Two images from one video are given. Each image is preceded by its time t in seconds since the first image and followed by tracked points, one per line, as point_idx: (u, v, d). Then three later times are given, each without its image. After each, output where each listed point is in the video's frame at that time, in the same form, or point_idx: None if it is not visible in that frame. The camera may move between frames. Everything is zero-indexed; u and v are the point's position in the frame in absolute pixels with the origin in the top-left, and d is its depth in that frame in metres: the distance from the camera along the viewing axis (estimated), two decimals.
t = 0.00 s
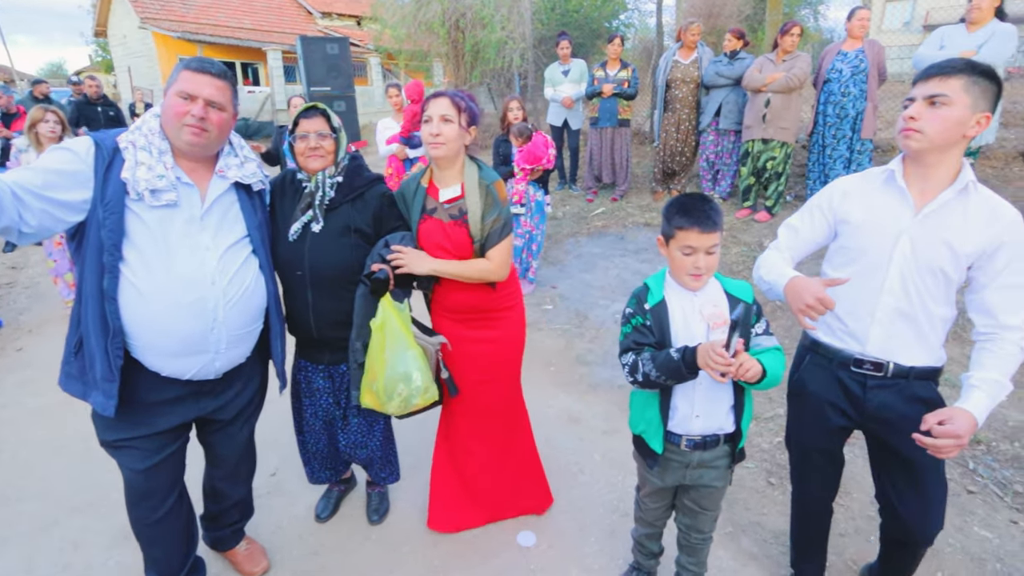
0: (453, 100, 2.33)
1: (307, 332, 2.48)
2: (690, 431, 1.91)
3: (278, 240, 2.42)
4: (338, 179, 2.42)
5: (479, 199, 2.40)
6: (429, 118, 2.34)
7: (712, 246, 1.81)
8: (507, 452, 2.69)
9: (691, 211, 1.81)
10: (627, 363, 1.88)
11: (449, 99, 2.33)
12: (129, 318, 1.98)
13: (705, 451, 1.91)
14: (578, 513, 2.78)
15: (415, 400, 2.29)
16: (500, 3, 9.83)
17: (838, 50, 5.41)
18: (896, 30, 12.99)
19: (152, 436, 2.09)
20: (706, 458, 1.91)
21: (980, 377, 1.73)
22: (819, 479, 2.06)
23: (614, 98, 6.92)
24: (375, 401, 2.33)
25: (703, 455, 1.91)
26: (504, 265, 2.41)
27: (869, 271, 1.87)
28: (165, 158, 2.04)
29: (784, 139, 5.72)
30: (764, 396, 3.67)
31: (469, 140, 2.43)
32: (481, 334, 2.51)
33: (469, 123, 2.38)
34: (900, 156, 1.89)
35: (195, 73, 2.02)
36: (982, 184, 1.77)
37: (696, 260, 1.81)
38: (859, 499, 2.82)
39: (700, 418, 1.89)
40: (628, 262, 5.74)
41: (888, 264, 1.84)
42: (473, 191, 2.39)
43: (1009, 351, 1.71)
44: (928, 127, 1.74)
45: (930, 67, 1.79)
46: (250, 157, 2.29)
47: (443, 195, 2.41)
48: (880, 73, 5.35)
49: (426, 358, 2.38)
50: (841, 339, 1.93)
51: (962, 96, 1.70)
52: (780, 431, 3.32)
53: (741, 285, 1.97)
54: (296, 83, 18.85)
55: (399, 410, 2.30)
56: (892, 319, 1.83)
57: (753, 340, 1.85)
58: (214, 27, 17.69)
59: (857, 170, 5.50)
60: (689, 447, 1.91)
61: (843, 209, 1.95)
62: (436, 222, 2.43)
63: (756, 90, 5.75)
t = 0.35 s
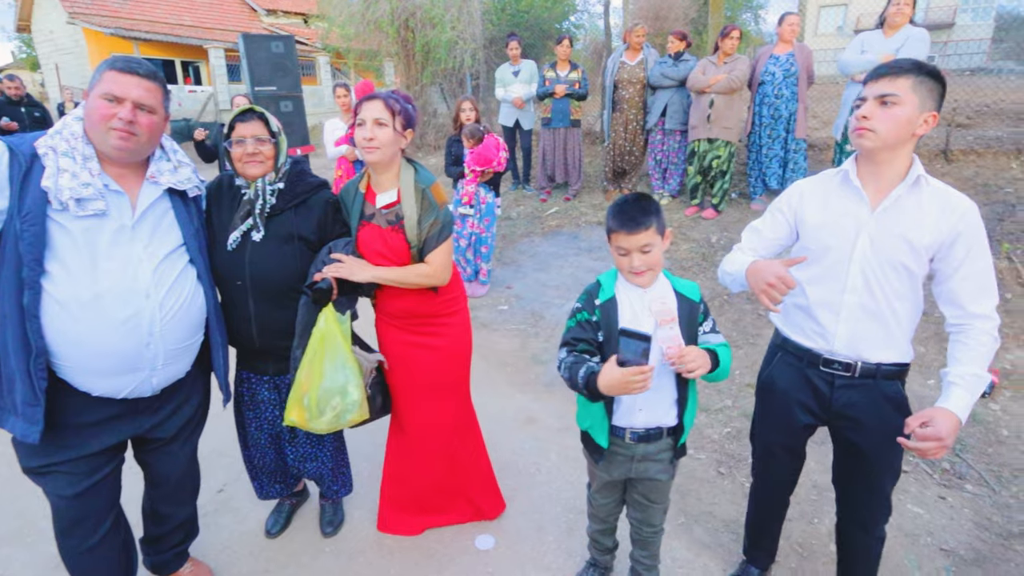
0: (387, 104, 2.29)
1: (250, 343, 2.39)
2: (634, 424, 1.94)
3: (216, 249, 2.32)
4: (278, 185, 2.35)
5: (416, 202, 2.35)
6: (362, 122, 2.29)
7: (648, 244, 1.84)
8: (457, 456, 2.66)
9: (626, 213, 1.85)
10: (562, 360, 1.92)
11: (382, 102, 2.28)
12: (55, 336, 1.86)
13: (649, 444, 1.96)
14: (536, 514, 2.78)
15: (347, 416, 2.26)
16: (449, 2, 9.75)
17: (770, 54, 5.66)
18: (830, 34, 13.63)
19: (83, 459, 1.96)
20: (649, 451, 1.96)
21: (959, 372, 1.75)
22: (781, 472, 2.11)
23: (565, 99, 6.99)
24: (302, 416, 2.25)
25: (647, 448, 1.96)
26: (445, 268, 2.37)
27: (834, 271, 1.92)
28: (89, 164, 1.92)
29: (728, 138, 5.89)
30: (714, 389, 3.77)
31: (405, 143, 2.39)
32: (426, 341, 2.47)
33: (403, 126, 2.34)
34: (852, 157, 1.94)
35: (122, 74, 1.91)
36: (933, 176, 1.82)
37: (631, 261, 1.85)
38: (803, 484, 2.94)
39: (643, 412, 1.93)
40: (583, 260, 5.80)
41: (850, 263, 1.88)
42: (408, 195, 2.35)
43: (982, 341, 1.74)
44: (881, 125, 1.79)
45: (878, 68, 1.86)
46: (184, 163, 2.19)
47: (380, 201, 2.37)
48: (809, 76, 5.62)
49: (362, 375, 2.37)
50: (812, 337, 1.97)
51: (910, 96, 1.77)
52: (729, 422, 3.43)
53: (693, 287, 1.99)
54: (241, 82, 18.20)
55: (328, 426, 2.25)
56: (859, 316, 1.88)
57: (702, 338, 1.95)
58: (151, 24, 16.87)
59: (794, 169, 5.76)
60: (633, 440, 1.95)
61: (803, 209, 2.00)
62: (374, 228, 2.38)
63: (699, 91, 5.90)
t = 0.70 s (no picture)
0: (335, 104, 2.22)
1: (192, 352, 2.29)
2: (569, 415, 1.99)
3: (153, 255, 2.22)
4: (220, 187, 2.25)
5: (367, 204, 2.30)
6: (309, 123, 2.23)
7: (589, 255, 1.87)
8: (413, 459, 2.63)
9: (564, 225, 1.87)
10: (501, 349, 1.99)
11: (330, 102, 2.21)
12: None
13: (585, 435, 2.00)
14: (495, 514, 2.79)
15: (273, 429, 2.17)
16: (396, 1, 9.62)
17: (706, 57, 5.86)
18: (767, 38, 14.26)
19: (14, 487, 1.84)
20: (586, 442, 2.01)
21: (954, 379, 1.68)
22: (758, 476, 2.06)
23: (514, 100, 7.02)
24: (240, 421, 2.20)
25: (584, 439, 2.00)
26: (397, 270, 2.34)
27: (813, 282, 1.93)
28: (10, 171, 1.80)
29: (674, 138, 6.04)
30: (665, 382, 3.88)
31: (354, 145, 2.34)
32: (379, 345, 2.44)
33: (353, 127, 2.29)
34: (827, 170, 1.95)
35: (43, 75, 1.79)
36: (906, 183, 1.82)
37: (571, 271, 1.89)
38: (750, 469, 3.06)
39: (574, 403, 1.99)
40: (536, 260, 5.84)
41: (829, 271, 1.89)
42: (359, 194, 2.29)
43: (971, 346, 1.69)
44: (871, 140, 1.79)
45: (856, 81, 1.85)
46: (116, 167, 2.08)
47: (329, 203, 2.31)
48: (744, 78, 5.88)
49: (304, 386, 2.29)
50: (798, 347, 1.97)
51: (896, 112, 1.78)
52: (680, 414, 3.54)
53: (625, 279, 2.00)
54: (178, 81, 17.38)
55: (260, 437, 2.18)
56: (841, 322, 1.88)
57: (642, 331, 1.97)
58: (77, 17, 15.87)
59: (731, 168, 6.03)
60: (569, 430, 2.00)
61: (781, 218, 1.99)
62: (322, 231, 2.33)
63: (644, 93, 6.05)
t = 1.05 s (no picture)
0: (282, 103, 2.18)
1: (136, 362, 2.20)
2: (502, 408, 2.06)
3: (91, 259, 2.14)
4: (161, 188, 2.16)
5: (319, 204, 2.25)
6: (256, 122, 2.17)
7: (538, 257, 1.90)
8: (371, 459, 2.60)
9: (519, 223, 1.90)
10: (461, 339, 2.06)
11: (276, 101, 2.17)
12: None
13: (517, 431, 2.04)
14: (456, 514, 2.79)
15: (248, 431, 2.12)
16: None
17: (652, 59, 6.02)
18: (710, 41, 14.78)
19: None
20: (516, 437, 2.05)
21: (927, 347, 1.69)
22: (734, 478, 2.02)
23: (465, 99, 7.00)
24: (204, 431, 2.13)
25: (516, 434, 2.05)
26: (351, 271, 2.29)
27: (776, 270, 1.98)
28: None
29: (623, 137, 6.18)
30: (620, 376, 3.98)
31: (304, 145, 2.29)
32: (333, 346, 2.40)
33: (302, 126, 2.24)
34: (781, 166, 2.03)
35: None
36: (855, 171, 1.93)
37: (519, 270, 1.92)
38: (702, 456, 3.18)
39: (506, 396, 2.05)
40: (491, 259, 5.86)
41: (790, 258, 1.95)
42: (308, 195, 2.23)
43: (937, 315, 1.71)
44: (826, 140, 1.89)
45: (806, 84, 1.96)
46: (44, 167, 1.97)
47: (279, 204, 2.25)
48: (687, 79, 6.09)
49: (266, 386, 2.21)
50: (766, 335, 2.00)
51: (846, 111, 1.89)
52: (635, 406, 3.63)
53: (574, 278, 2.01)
54: (110, 78, 16.46)
55: (230, 441, 2.11)
56: (807, 309, 1.93)
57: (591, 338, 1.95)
58: None
59: (681, 165, 6.22)
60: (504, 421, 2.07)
61: (741, 213, 2.07)
62: (273, 231, 2.27)
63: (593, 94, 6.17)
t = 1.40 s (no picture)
0: (251, 108, 2.12)
1: (93, 368, 2.13)
2: (476, 407, 2.10)
3: (39, 264, 2.07)
4: (112, 190, 2.09)
5: (290, 203, 2.22)
6: (226, 126, 2.12)
7: (520, 255, 1.91)
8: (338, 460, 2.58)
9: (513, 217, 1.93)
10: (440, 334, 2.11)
11: (246, 104, 2.12)
12: None
13: (493, 434, 2.05)
14: (424, 513, 2.80)
15: (222, 430, 2.07)
16: None
17: (613, 60, 6.14)
18: (666, 43, 15.13)
19: None
20: (493, 442, 2.06)
21: (880, 333, 1.80)
22: (697, 466, 2.09)
23: (425, 99, 6.98)
24: (172, 438, 2.06)
25: (492, 438, 2.06)
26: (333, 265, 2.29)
27: (737, 264, 2.02)
28: None
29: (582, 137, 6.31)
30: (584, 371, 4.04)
31: (275, 146, 2.24)
32: (298, 346, 2.37)
33: (274, 129, 2.19)
34: (739, 158, 2.06)
35: None
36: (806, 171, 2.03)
37: (502, 266, 1.95)
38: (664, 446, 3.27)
39: (483, 401, 2.08)
40: (454, 259, 5.86)
41: (753, 251, 1.99)
42: (280, 194, 2.20)
43: (888, 304, 1.84)
44: (784, 133, 1.94)
45: (762, 81, 2.00)
46: None
47: (249, 199, 2.22)
48: (648, 79, 6.21)
49: (236, 386, 2.18)
50: (726, 328, 2.04)
51: (800, 107, 1.95)
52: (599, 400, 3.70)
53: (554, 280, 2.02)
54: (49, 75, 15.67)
55: (202, 446, 2.05)
56: (766, 301, 1.99)
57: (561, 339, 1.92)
58: None
59: (643, 164, 6.35)
60: (480, 423, 2.09)
61: (703, 206, 2.08)
62: (241, 228, 2.23)
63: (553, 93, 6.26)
